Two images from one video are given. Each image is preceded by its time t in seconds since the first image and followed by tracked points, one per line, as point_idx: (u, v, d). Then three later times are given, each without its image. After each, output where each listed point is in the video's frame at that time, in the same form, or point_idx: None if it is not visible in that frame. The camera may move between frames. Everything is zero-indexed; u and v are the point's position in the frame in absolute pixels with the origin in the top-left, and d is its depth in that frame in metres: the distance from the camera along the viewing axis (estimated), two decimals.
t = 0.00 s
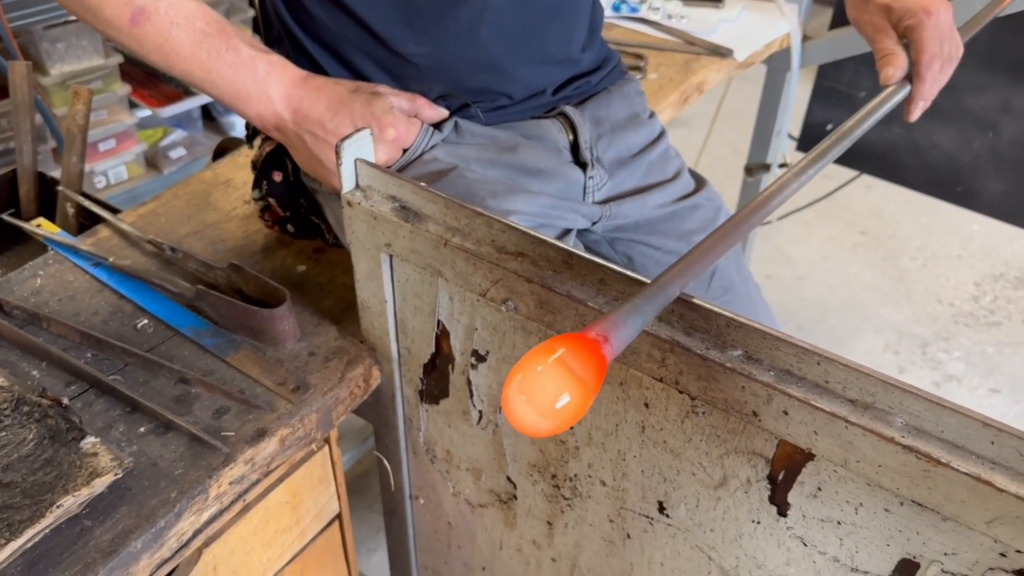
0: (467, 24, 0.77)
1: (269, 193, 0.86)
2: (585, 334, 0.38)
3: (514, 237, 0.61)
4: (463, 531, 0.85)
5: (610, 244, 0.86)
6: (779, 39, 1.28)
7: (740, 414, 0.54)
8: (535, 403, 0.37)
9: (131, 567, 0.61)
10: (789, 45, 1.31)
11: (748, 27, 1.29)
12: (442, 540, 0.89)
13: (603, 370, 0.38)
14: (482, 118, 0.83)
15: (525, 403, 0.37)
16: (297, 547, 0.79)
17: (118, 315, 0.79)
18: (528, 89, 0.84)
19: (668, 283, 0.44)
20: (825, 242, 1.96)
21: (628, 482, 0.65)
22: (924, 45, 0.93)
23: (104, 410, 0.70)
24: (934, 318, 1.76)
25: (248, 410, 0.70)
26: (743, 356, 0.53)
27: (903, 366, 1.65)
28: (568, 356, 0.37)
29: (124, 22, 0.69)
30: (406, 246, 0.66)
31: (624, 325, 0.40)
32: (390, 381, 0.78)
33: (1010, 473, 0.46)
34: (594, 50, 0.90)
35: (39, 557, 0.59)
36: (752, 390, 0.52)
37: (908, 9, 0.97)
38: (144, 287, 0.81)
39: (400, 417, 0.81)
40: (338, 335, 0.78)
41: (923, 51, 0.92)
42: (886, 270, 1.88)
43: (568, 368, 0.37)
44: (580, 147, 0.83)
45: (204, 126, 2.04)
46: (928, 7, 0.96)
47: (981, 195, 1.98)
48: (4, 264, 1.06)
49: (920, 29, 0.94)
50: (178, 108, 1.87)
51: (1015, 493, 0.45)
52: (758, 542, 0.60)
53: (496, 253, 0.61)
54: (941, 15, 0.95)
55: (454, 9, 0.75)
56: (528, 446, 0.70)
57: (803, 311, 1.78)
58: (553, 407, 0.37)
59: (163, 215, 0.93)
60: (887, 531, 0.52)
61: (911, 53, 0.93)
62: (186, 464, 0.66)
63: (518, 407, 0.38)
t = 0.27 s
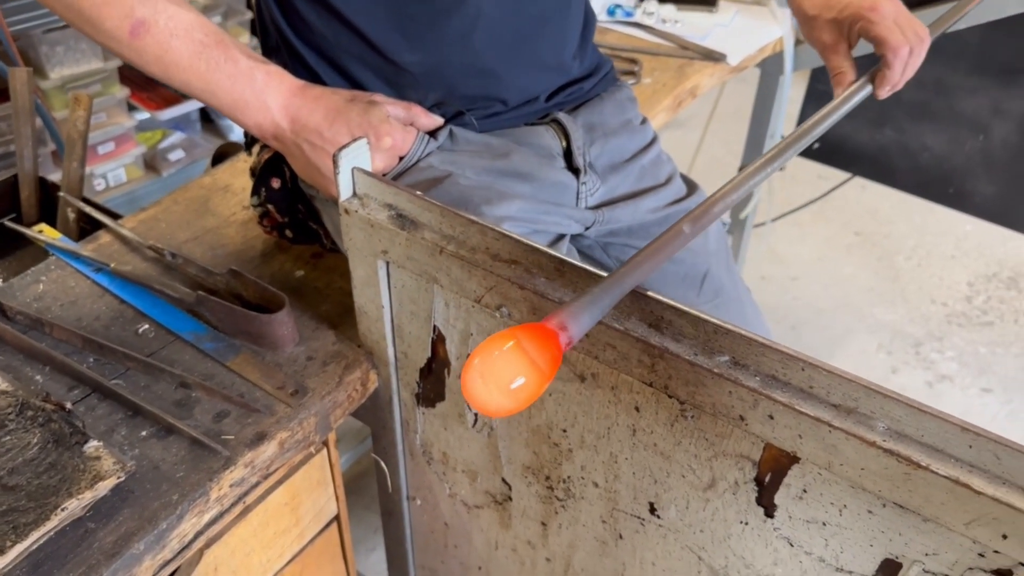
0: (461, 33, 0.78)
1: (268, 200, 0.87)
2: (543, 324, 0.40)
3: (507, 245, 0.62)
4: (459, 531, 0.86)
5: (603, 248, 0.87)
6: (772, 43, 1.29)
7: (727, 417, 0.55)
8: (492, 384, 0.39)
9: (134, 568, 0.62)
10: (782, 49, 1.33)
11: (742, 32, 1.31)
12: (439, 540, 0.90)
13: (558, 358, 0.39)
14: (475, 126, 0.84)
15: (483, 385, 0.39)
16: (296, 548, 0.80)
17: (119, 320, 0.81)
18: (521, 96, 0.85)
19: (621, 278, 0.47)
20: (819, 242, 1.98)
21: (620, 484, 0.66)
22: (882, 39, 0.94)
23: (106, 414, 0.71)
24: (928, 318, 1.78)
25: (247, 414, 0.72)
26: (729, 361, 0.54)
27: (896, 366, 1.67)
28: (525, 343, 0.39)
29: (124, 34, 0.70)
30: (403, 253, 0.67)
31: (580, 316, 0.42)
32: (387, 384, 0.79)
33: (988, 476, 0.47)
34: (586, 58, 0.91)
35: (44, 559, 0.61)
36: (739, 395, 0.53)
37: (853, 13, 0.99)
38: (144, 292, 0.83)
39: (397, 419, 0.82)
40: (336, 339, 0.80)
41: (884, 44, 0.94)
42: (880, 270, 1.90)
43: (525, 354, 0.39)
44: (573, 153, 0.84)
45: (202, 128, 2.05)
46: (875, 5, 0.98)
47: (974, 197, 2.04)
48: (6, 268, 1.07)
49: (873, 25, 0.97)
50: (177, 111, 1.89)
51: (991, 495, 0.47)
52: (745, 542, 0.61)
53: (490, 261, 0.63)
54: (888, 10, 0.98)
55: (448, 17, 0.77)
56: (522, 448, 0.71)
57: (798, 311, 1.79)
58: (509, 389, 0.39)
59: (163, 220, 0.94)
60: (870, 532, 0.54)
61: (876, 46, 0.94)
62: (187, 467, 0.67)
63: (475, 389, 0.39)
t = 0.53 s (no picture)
0: (460, 57, 0.82)
1: (275, 213, 0.91)
2: (544, 343, 0.43)
3: (503, 261, 0.66)
4: (459, 531, 0.90)
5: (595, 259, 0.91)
6: (762, 56, 1.33)
7: (708, 424, 0.59)
8: (494, 402, 0.42)
9: (152, 566, 0.66)
10: (772, 61, 1.36)
11: (732, 44, 1.35)
12: (439, 539, 0.94)
13: (558, 376, 0.42)
14: (474, 144, 0.88)
15: (486, 402, 0.42)
16: (302, 547, 0.84)
17: (134, 330, 0.85)
18: (518, 115, 0.89)
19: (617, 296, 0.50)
20: (812, 246, 2.02)
21: (610, 486, 0.70)
22: (864, 64, 0.98)
23: (123, 420, 0.75)
24: (917, 321, 1.82)
25: (257, 419, 0.76)
26: (710, 372, 0.58)
27: (885, 368, 1.71)
28: (528, 362, 0.42)
29: (141, 56, 0.74)
30: (404, 268, 0.71)
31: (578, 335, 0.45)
32: (390, 391, 0.83)
33: (947, 480, 0.51)
34: (579, 77, 0.95)
35: (67, 557, 0.64)
36: (719, 404, 0.57)
37: (841, 36, 1.03)
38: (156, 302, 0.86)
39: (399, 424, 0.86)
40: (341, 348, 0.84)
41: (865, 69, 0.97)
42: (870, 274, 1.94)
43: (526, 372, 0.42)
44: (567, 169, 0.88)
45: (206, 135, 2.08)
46: (860, 28, 1.02)
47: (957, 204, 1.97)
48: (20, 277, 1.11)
49: (858, 50, 1.00)
50: (179, 120, 1.96)
51: (950, 497, 0.50)
52: (727, 540, 0.65)
53: (488, 276, 0.66)
54: (874, 33, 1.01)
55: (449, 43, 0.81)
56: (518, 452, 0.75)
57: (790, 314, 1.83)
58: (511, 406, 0.42)
59: (173, 233, 0.98)
60: (842, 531, 0.57)
61: (856, 71, 0.98)
62: (200, 471, 0.71)
63: (479, 407, 0.42)
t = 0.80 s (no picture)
0: (461, 79, 0.86)
1: (284, 227, 0.95)
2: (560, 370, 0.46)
3: (499, 276, 0.70)
4: (458, 529, 0.95)
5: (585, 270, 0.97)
6: (751, 70, 1.38)
7: (687, 428, 0.64)
8: (513, 421, 0.45)
9: (171, 562, 0.70)
10: (761, 74, 1.41)
11: (723, 58, 1.39)
12: (439, 537, 0.99)
13: (574, 401, 0.46)
14: (472, 162, 0.92)
15: (505, 422, 0.45)
16: (310, 544, 0.89)
17: (150, 338, 0.89)
18: (515, 134, 0.94)
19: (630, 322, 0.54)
20: (804, 251, 2.06)
21: (600, 486, 0.74)
22: (867, 93, 1.02)
23: (141, 424, 0.80)
24: (905, 325, 1.86)
25: (268, 424, 0.80)
26: (691, 381, 0.62)
27: (874, 371, 1.75)
28: (546, 387, 0.45)
29: (161, 72, 0.78)
30: (407, 281, 0.75)
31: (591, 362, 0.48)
32: (393, 396, 0.88)
33: (907, 481, 0.55)
34: (572, 99, 1.00)
35: (92, 553, 0.69)
36: (699, 410, 0.62)
37: (849, 64, 1.06)
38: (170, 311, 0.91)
39: (401, 427, 0.90)
40: (346, 355, 0.88)
41: (868, 98, 1.01)
42: (861, 279, 1.98)
43: (544, 396, 0.45)
44: (560, 186, 0.93)
45: (210, 142, 2.13)
46: (867, 59, 1.06)
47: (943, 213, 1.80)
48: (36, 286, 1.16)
49: (864, 79, 1.04)
50: (185, 129, 2.02)
51: (909, 497, 0.55)
52: (709, 537, 0.69)
53: (485, 290, 0.71)
54: (880, 65, 1.05)
55: (450, 66, 0.85)
56: (514, 454, 0.80)
57: (781, 318, 1.88)
58: (531, 427, 0.44)
59: (185, 244, 1.02)
60: (813, 529, 0.62)
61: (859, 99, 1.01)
62: (215, 472, 0.76)
63: (500, 426, 0.45)
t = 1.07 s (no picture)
0: (469, 113, 0.92)
1: (298, 247, 1.01)
2: (565, 404, 0.53)
3: (499, 302, 0.76)
4: (460, 534, 1.00)
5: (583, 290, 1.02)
6: (741, 91, 1.43)
7: (671, 444, 0.69)
8: (524, 450, 0.51)
9: (194, 567, 0.76)
10: (751, 95, 1.46)
11: (714, 80, 1.45)
12: (442, 542, 1.04)
13: (577, 432, 0.52)
14: (477, 190, 0.98)
15: (518, 450, 0.51)
16: (321, 549, 0.94)
17: (170, 356, 0.95)
18: (517, 162, 0.99)
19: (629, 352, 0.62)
20: (796, 261, 2.12)
21: (592, 496, 0.80)
22: (860, 132, 1.05)
23: (164, 438, 0.85)
24: (894, 333, 1.92)
25: (283, 437, 0.86)
26: (674, 402, 0.68)
27: (862, 379, 1.80)
28: (553, 419, 0.52)
29: (191, 99, 0.84)
30: (413, 305, 0.81)
31: (596, 394, 0.56)
32: (399, 410, 0.93)
33: (869, 495, 0.61)
34: (571, 129, 1.05)
35: (123, 559, 0.74)
36: (682, 429, 0.67)
37: (846, 104, 1.10)
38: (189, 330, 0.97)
39: (407, 439, 0.96)
40: (355, 372, 0.94)
41: (860, 136, 1.04)
42: (851, 289, 2.04)
43: (552, 427, 0.52)
44: (558, 212, 0.99)
45: (218, 155, 2.19)
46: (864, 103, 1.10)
47: (925, 228, 1.89)
48: (57, 303, 1.22)
49: (858, 119, 1.07)
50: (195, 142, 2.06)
51: (871, 510, 0.60)
52: (692, 544, 0.75)
53: (486, 315, 0.76)
54: (874, 110, 1.09)
55: (460, 101, 0.90)
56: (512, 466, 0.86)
57: (773, 326, 1.93)
58: (539, 453, 0.51)
59: (201, 265, 1.08)
60: (786, 538, 0.68)
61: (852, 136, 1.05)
62: (235, 483, 0.81)
63: (512, 454, 0.52)
